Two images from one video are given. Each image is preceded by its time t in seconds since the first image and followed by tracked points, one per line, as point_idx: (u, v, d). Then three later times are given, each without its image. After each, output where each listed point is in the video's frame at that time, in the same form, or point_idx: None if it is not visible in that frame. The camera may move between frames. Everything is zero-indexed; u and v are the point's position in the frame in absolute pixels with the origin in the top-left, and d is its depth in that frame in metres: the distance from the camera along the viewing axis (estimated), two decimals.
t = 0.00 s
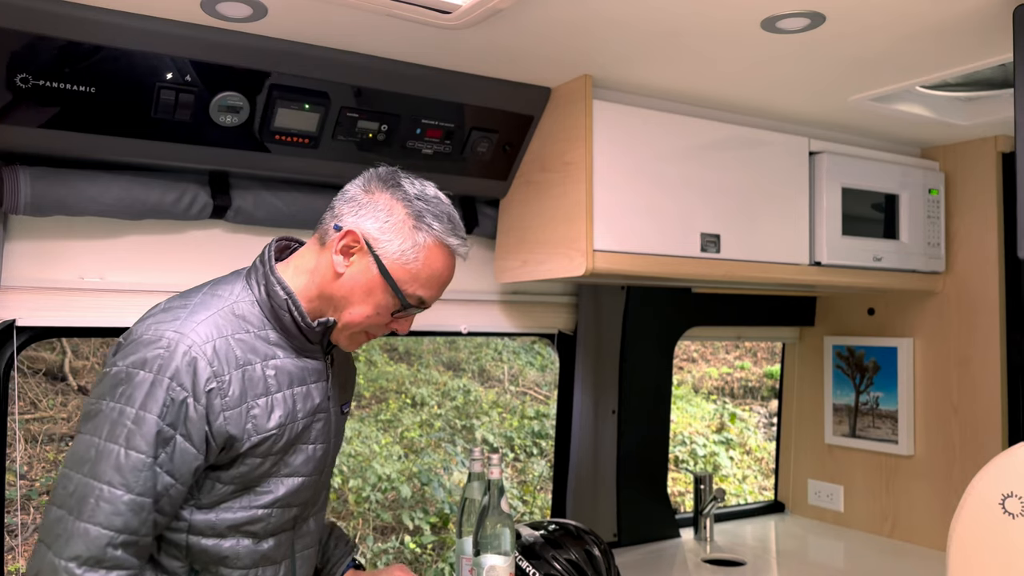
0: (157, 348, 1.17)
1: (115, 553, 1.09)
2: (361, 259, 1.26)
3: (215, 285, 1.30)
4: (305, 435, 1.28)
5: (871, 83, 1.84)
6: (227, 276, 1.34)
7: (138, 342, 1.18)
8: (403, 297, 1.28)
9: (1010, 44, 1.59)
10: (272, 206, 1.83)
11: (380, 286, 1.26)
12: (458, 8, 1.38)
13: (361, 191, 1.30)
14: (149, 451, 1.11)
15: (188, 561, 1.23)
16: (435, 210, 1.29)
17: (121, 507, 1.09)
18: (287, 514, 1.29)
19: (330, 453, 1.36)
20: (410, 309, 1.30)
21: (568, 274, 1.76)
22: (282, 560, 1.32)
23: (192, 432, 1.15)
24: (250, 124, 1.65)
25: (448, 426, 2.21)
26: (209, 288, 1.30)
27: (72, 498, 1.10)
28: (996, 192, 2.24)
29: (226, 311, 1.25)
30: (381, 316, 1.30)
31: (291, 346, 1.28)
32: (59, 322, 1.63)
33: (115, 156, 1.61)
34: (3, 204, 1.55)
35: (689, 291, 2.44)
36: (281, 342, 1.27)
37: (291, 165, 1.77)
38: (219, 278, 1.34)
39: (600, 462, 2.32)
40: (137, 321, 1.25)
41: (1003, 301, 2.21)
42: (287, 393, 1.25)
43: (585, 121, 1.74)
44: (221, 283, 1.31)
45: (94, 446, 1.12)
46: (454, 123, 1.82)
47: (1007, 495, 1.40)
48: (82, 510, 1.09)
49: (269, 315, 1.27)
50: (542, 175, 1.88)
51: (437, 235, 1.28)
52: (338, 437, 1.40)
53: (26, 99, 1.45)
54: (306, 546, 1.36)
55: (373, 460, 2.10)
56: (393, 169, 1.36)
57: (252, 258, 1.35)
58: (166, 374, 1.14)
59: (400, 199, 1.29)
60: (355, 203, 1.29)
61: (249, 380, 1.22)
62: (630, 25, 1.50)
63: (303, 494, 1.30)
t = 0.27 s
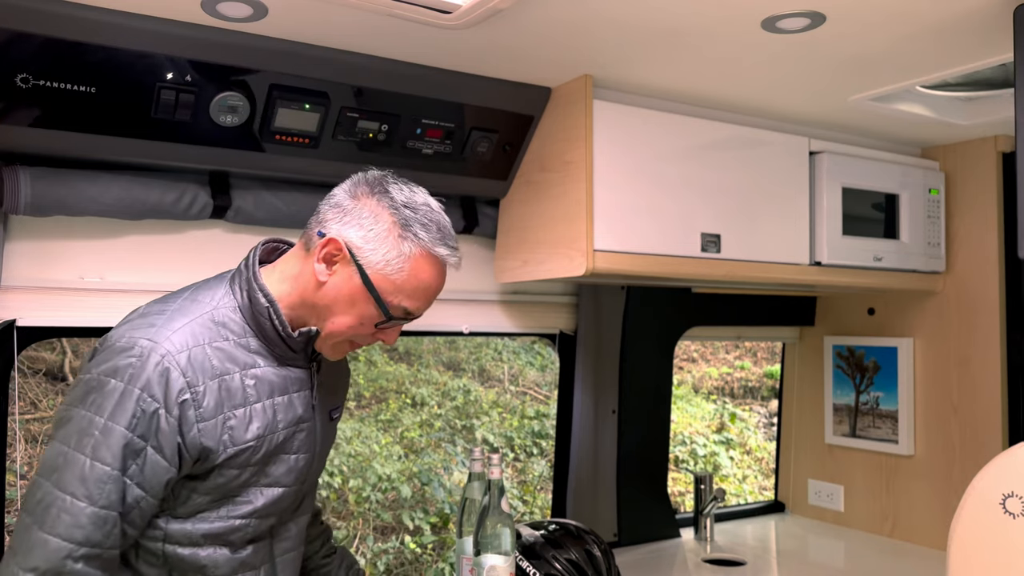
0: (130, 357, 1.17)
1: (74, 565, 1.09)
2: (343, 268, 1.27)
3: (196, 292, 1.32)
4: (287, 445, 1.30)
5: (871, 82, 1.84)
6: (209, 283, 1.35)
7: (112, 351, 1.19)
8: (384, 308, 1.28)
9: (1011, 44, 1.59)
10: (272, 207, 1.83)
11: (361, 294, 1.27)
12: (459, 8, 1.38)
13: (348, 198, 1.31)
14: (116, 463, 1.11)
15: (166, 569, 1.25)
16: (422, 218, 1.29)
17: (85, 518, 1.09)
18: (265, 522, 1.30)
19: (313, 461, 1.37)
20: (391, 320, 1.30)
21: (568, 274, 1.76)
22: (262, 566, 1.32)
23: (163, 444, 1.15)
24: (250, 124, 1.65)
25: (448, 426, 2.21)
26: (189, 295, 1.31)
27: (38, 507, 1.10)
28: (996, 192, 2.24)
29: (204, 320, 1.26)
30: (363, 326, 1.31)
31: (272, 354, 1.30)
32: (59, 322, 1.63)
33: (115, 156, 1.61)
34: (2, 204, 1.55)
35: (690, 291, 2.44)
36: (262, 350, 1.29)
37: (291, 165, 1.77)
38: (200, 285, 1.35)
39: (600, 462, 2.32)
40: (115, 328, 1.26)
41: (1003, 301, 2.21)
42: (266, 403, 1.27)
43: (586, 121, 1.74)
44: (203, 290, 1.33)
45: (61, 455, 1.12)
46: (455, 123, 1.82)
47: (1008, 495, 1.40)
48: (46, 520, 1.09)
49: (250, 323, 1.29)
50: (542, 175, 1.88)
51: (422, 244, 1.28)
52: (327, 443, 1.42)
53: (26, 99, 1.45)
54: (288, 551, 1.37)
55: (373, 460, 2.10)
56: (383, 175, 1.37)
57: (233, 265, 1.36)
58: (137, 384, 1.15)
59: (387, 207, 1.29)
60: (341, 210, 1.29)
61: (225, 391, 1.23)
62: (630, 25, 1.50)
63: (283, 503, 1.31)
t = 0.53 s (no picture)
0: (127, 359, 1.18)
1: (56, 566, 1.08)
2: (340, 272, 1.27)
3: (196, 294, 1.32)
4: (283, 449, 1.30)
5: (871, 83, 1.84)
6: (209, 285, 1.35)
7: (109, 352, 1.19)
8: (382, 313, 1.28)
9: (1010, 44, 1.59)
10: (272, 207, 1.83)
11: (359, 298, 1.27)
12: (458, 8, 1.39)
13: (346, 202, 1.31)
14: (108, 466, 1.11)
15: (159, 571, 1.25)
16: (420, 220, 1.29)
17: (72, 520, 1.09)
18: (257, 526, 1.30)
19: (308, 464, 1.37)
20: (389, 325, 1.31)
21: (568, 274, 1.76)
22: (253, 567, 1.33)
23: (157, 448, 1.16)
24: (250, 124, 1.65)
25: (448, 426, 2.21)
26: (189, 297, 1.31)
27: (25, 505, 1.10)
28: (995, 192, 2.24)
29: (203, 323, 1.26)
30: (361, 330, 1.31)
31: (270, 358, 1.30)
32: (59, 322, 1.64)
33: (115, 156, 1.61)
34: (3, 204, 1.55)
35: (689, 291, 2.44)
36: (259, 354, 1.29)
37: (291, 165, 1.77)
38: (200, 287, 1.35)
39: (600, 462, 2.32)
40: (114, 328, 1.26)
41: (1003, 301, 2.21)
42: (263, 407, 1.27)
43: (585, 121, 1.74)
44: (202, 292, 1.33)
45: (52, 453, 1.12)
46: (454, 123, 1.82)
47: (1007, 495, 1.40)
48: (33, 519, 1.09)
49: (249, 327, 1.29)
50: (542, 174, 1.88)
51: (420, 248, 1.28)
52: (321, 446, 1.42)
53: (27, 99, 1.45)
54: (279, 552, 1.38)
55: (373, 460, 2.10)
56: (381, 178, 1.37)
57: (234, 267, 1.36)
58: (133, 387, 1.15)
59: (384, 210, 1.29)
60: (338, 214, 1.29)
61: (222, 395, 1.23)
62: (629, 25, 1.50)
63: (276, 507, 1.32)
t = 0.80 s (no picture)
0: (125, 361, 1.18)
1: (40, 564, 1.08)
2: (342, 279, 1.28)
3: (196, 298, 1.33)
4: (280, 453, 1.30)
5: (871, 83, 1.84)
6: (210, 289, 1.36)
7: (108, 354, 1.20)
8: (382, 320, 1.29)
9: (1011, 44, 1.59)
10: (273, 207, 1.83)
11: (360, 305, 1.28)
12: (458, 8, 1.38)
13: (348, 209, 1.31)
14: (100, 467, 1.12)
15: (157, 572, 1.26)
16: (422, 229, 1.30)
17: (60, 518, 1.09)
18: (253, 529, 1.30)
19: (304, 467, 1.37)
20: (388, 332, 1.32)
21: (568, 274, 1.76)
22: (248, 568, 1.33)
23: (152, 450, 1.16)
24: (250, 124, 1.65)
25: (448, 426, 2.21)
26: (189, 300, 1.32)
27: (15, 499, 1.11)
28: (995, 192, 2.24)
29: (202, 326, 1.27)
30: (361, 336, 1.32)
31: (268, 362, 1.30)
32: (59, 322, 1.64)
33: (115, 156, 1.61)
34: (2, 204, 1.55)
35: (690, 291, 2.44)
36: (258, 358, 1.29)
37: (292, 165, 1.77)
38: (201, 290, 1.36)
39: (600, 462, 2.32)
40: (115, 329, 1.27)
41: (1003, 301, 2.21)
42: (261, 411, 1.27)
43: (585, 121, 1.74)
44: (202, 296, 1.33)
45: (45, 449, 1.13)
46: (455, 123, 1.82)
47: (1007, 495, 1.40)
48: (22, 514, 1.09)
49: (247, 331, 1.29)
50: (542, 175, 1.88)
51: (421, 256, 1.29)
52: (316, 449, 1.42)
53: (27, 99, 1.45)
54: (273, 552, 1.38)
55: (373, 460, 2.10)
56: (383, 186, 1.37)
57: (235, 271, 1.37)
58: (130, 389, 1.16)
59: (386, 218, 1.30)
60: (340, 221, 1.30)
61: (219, 398, 1.23)
62: (630, 25, 1.50)
63: (272, 510, 1.31)
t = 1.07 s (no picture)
0: (131, 361, 1.18)
1: (36, 556, 1.08)
2: (344, 280, 1.28)
3: (202, 299, 1.33)
4: (283, 453, 1.30)
5: (871, 83, 1.84)
6: (216, 290, 1.36)
7: (114, 353, 1.20)
8: (385, 319, 1.29)
9: (1011, 44, 1.59)
10: (272, 206, 1.83)
11: (363, 306, 1.28)
12: (459, 8, 1.38)
13: (348, 210, 1.31)
14: (102, 465, 1.12)
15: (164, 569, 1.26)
16: (422, 229, 1.30)
17: (59, 512, 1.09)
18: (257, 528, 1.31)
19: (307, 467, 1.37)
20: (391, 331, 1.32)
21: (568, 274, 1.76)
22: (252, 566, 1.33)
23: (154, 450, 1.15)
24: (250, 124, 1.65)
25: (448, 426, 2.21)
26: (195, 301, 1.32)
27: (15, 490, 1.11)
28: (995, 193, 2.24)
29: (209, 327, 1.27)
30: (364, 336, 1.32)
31: (272, 364, 1.30)
32: (59, 322, 1.64)
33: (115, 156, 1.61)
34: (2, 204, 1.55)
35: (689, 291, 2.44)
36: (262, 359, 1.29)
37: (291, 165, 1.77)
38: (207, 290, 1.36)
39: (600, 462, 2.32)
40: (122, 329, 1.27)
41: (1003, 301, 2.21)
42: (265, 412, 1.27)
43: (586, 121, 1.74)
44: (208, 297, 1.33)
45: (48, 442, 1.13)
46: (455, 123, 1.82)
47: (1008, 495, 1.40)
48: (22, 506, 1.10)
49: (252, 333, 1.29)
50: (542, 175, 1.88)
51: (422, 256, 1.29)
52: (318, 449, 1.42)
53: (26, 99, 1.45)
54: (276, 550, 1.39)
55: (373, 460, 2.10)
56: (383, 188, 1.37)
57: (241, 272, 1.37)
58: (135, 388, 1.16)
59: (387, 219, 1.30)
60: (341, 222, 1.30)
61: (224, 399, 1.23)
62: (630, 25, 1.50)
63: (276, 509, 1.32)
